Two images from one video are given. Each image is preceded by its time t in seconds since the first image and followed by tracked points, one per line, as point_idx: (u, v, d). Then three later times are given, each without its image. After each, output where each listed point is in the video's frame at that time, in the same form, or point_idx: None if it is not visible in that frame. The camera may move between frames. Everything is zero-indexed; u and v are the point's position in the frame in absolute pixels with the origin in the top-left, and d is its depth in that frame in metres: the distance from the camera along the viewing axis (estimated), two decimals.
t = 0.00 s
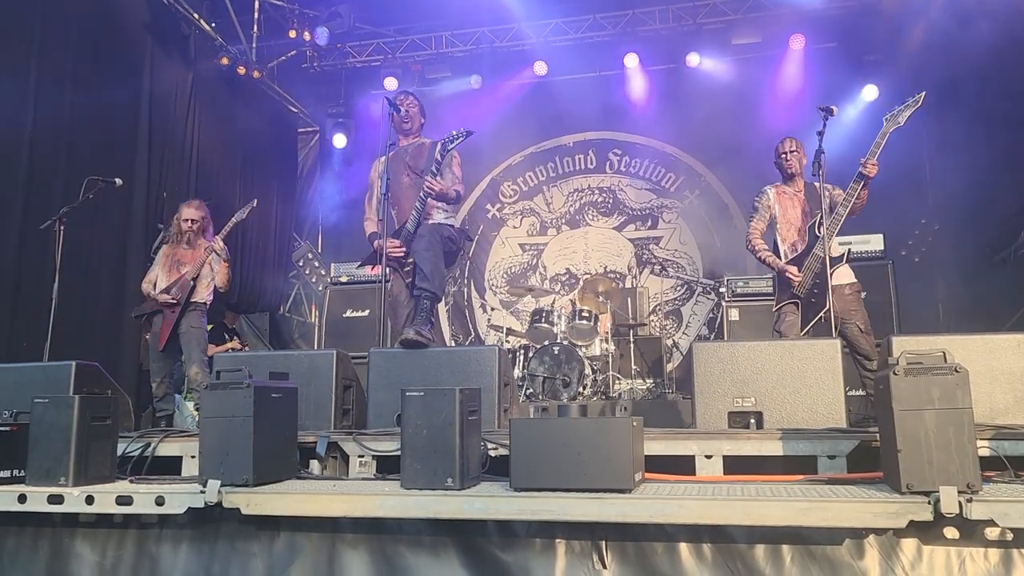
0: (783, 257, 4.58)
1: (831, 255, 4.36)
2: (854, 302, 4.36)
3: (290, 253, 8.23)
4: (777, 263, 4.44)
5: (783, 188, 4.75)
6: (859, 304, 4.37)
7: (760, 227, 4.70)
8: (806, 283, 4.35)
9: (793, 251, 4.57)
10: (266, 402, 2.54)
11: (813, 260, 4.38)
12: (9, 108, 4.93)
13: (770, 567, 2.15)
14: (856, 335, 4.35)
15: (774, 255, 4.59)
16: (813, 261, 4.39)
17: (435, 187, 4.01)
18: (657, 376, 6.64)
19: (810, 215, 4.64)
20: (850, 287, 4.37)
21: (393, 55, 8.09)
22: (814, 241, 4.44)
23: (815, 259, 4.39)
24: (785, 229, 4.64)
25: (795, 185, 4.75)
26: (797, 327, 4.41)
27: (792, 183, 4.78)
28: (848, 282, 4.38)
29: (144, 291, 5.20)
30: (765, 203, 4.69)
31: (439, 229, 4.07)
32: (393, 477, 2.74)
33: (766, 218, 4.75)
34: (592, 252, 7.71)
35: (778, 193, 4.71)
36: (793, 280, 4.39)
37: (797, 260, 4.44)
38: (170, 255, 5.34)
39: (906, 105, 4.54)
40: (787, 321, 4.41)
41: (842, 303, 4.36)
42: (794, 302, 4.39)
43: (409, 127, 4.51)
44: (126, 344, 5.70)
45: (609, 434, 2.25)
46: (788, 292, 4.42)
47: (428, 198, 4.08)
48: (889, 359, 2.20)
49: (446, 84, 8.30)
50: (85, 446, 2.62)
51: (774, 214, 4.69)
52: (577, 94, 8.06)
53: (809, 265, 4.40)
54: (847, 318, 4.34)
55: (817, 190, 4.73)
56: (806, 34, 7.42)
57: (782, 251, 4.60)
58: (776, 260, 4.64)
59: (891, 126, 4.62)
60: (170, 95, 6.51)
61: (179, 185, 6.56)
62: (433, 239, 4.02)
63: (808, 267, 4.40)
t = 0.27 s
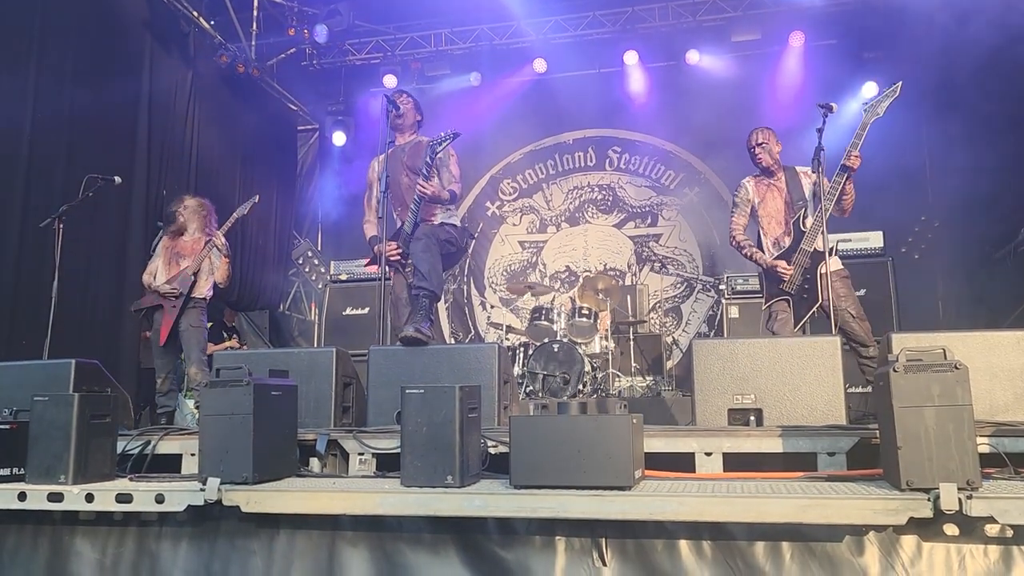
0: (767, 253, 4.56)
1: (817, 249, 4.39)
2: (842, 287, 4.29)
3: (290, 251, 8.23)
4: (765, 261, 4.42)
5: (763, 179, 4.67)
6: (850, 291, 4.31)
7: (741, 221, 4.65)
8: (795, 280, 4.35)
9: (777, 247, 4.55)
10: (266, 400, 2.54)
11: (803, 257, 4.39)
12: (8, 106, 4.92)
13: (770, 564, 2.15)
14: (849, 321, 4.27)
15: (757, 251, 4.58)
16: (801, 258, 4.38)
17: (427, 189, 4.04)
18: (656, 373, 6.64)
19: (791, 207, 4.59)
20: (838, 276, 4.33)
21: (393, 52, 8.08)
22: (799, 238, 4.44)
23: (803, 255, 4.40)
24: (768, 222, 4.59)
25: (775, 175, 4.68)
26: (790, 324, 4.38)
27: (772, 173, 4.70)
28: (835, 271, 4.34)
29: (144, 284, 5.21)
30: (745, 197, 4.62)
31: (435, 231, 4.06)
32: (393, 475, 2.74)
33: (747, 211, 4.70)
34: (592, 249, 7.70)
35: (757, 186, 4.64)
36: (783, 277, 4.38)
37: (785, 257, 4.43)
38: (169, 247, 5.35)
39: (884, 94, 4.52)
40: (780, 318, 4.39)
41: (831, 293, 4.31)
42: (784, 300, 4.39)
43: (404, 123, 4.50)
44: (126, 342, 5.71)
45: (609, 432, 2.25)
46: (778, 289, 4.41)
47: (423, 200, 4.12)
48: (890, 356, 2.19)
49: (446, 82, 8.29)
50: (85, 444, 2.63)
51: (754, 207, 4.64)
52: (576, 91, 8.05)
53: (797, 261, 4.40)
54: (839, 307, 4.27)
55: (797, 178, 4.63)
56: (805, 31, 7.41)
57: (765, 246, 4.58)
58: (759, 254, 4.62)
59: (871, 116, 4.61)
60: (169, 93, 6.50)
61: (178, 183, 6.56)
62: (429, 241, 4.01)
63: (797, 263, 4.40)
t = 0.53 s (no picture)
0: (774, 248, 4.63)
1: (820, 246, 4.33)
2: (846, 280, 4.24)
3: (290, 248, 8.23)
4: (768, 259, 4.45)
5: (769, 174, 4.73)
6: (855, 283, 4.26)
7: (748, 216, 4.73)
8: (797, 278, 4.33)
9: (781, 242, 4.62)
10: (266, 397, 2.54)
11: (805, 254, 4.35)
12: (8, 103, 4.92)
13: (770, 561, 2.16)
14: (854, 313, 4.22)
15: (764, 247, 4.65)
16: (804, 255, 4.35)
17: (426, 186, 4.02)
18: (656, 370, 6.65)
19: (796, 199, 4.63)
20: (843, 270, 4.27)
21: (393, 49, 8.07)
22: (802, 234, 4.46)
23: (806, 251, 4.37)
24: (774, 218, 4.66)
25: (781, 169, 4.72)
26: (794, 321, 4.40)
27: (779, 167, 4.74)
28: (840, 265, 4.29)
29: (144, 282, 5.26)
30: (750, 192, 4.71)
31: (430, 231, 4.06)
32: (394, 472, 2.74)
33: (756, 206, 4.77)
34: (592, 246, 7.70)
35: (762, 181, 4.70)
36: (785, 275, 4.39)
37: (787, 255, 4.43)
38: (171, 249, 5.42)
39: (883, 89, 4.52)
40: (783, 316, 4.42)
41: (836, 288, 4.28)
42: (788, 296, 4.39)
43: (405, 121, 4.49)
44: (127, 340, 5.71)
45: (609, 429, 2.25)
46: (782, 287, 4.41)
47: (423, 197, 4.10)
48: (890, 353, 2.19)
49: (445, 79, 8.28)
50: (86, 441, 2.63)
51: (761, 202, 4.71)
52: (576, 88, 8.04)
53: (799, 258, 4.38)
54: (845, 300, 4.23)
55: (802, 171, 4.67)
56: (806, 28, 7.40)
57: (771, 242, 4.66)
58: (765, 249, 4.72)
59: (869, 112, 4.61)
60: (168, 90, 6.49)
61: (177, 180, 6.55)
62: (423, 240, 4.02)
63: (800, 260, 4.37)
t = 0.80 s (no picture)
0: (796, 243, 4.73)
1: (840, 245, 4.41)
2: (867, 280, 4.30)
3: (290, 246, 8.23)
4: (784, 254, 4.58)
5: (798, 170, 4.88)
6: (874, 281, 4.32)
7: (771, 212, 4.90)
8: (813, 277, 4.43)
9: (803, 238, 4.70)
10: (265, 394, 2.54)
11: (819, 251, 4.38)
12: (7, 100, 4.91)
13: (770, 557, 2.15)
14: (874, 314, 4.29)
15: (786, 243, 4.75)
16: (819, 253, 4.43)
17: (425, 182, 4.00)
18: (656, 367, 6.64)
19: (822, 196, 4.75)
20: (863, 269, 4.31)
21: (392, 46, 8.05)
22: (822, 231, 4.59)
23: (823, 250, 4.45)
24: (797, 214, 4.78)
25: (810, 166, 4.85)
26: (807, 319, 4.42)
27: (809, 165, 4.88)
28: (859, 265, 4.33)
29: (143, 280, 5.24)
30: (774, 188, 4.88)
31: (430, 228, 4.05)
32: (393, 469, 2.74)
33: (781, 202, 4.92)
34: (592, 243, 7.69)
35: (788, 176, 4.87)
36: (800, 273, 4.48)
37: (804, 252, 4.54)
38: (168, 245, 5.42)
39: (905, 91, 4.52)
40: (797, 313, 4.44)
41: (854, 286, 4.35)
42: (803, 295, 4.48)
43: (404, 116, 4.49)
44: (126, 338, 5.70)
45: (609, 426, 2.25)
46: (796, 285, 4.48)
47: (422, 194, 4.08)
48: (889, 350, 2.19)
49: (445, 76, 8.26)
50: (85, 439, 2.62)
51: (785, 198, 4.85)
52: (576, 85, 8.03)
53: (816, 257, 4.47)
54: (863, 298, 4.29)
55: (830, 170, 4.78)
56: (806, 24, 7.39)
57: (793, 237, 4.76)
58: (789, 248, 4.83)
59: (891, 113, 4.60)
60: (167, 88, 6.47)
61: (176, 178, 6.55)
62: (422, 238, 4.00)
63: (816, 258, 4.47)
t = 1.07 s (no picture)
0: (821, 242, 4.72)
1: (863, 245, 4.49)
2: (889, 280, 4.39)
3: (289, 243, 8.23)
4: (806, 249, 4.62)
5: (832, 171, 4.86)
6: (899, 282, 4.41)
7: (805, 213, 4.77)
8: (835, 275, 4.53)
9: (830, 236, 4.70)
10: (265, 391, 2.54)
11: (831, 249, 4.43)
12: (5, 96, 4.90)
13: (770, 554, 2.15)
14: (892, 313, 4.39)
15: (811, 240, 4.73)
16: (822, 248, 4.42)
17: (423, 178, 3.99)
18: (656, 364, 6.65)
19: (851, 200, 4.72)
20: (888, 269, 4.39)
21: (392, 43, 8.05)
22: (849, 232, 4.59)
23: (848, 251, 4.54)
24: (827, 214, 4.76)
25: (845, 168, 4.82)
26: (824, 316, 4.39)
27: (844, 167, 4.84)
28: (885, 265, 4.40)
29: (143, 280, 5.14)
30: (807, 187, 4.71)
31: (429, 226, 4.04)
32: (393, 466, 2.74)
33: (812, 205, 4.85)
34: (592, 240, 7.69)
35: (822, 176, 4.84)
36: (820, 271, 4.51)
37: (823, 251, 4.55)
38: (166, 243, 5.33)
39: (945, 97, 4.53)
40: (816, 311, 4.39)
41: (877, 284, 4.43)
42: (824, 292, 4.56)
43: (404, 113, 4.48)
44: (126, 335, 5.70)
45: (610, 423, 2.25)
46: (817, 283, 4.45)
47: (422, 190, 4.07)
48: (889, 346, 2.19)
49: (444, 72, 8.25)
50: (84, 436, 2.62)
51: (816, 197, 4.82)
52: (576, 81, 8.02)
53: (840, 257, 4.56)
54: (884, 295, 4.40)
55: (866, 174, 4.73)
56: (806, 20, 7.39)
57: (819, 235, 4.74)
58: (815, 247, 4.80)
59: (930, 118, 4.61)
60: (166, 84, 6.46)
61: (176, 175, 6.54)
62: (423, 236, 4.00)
63: (840, 258, 4.55)
